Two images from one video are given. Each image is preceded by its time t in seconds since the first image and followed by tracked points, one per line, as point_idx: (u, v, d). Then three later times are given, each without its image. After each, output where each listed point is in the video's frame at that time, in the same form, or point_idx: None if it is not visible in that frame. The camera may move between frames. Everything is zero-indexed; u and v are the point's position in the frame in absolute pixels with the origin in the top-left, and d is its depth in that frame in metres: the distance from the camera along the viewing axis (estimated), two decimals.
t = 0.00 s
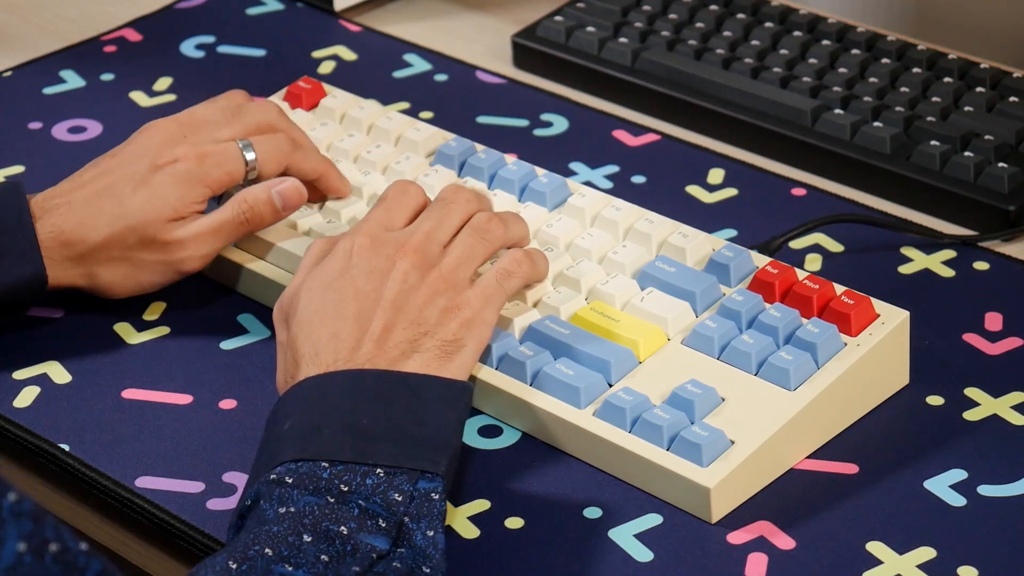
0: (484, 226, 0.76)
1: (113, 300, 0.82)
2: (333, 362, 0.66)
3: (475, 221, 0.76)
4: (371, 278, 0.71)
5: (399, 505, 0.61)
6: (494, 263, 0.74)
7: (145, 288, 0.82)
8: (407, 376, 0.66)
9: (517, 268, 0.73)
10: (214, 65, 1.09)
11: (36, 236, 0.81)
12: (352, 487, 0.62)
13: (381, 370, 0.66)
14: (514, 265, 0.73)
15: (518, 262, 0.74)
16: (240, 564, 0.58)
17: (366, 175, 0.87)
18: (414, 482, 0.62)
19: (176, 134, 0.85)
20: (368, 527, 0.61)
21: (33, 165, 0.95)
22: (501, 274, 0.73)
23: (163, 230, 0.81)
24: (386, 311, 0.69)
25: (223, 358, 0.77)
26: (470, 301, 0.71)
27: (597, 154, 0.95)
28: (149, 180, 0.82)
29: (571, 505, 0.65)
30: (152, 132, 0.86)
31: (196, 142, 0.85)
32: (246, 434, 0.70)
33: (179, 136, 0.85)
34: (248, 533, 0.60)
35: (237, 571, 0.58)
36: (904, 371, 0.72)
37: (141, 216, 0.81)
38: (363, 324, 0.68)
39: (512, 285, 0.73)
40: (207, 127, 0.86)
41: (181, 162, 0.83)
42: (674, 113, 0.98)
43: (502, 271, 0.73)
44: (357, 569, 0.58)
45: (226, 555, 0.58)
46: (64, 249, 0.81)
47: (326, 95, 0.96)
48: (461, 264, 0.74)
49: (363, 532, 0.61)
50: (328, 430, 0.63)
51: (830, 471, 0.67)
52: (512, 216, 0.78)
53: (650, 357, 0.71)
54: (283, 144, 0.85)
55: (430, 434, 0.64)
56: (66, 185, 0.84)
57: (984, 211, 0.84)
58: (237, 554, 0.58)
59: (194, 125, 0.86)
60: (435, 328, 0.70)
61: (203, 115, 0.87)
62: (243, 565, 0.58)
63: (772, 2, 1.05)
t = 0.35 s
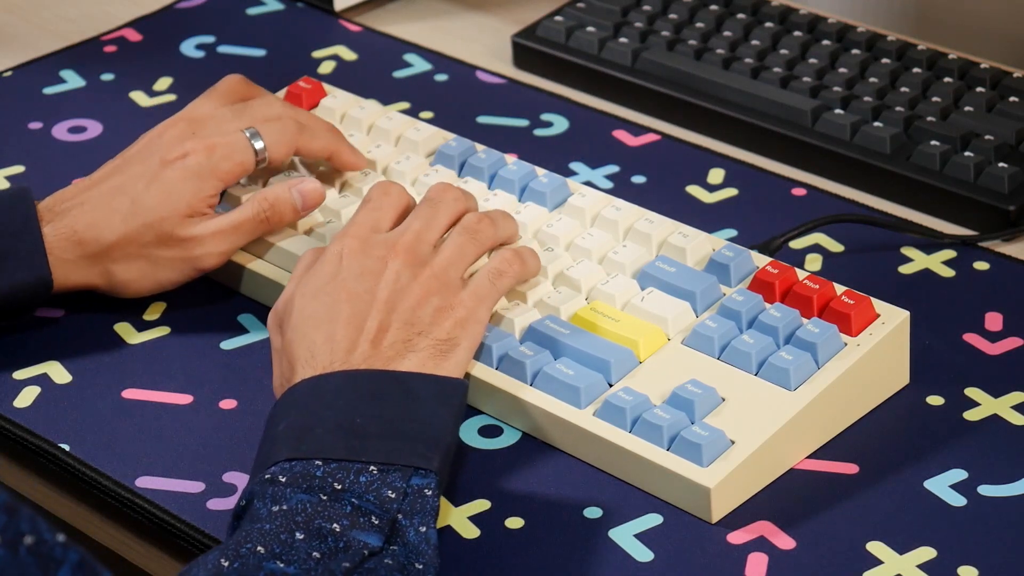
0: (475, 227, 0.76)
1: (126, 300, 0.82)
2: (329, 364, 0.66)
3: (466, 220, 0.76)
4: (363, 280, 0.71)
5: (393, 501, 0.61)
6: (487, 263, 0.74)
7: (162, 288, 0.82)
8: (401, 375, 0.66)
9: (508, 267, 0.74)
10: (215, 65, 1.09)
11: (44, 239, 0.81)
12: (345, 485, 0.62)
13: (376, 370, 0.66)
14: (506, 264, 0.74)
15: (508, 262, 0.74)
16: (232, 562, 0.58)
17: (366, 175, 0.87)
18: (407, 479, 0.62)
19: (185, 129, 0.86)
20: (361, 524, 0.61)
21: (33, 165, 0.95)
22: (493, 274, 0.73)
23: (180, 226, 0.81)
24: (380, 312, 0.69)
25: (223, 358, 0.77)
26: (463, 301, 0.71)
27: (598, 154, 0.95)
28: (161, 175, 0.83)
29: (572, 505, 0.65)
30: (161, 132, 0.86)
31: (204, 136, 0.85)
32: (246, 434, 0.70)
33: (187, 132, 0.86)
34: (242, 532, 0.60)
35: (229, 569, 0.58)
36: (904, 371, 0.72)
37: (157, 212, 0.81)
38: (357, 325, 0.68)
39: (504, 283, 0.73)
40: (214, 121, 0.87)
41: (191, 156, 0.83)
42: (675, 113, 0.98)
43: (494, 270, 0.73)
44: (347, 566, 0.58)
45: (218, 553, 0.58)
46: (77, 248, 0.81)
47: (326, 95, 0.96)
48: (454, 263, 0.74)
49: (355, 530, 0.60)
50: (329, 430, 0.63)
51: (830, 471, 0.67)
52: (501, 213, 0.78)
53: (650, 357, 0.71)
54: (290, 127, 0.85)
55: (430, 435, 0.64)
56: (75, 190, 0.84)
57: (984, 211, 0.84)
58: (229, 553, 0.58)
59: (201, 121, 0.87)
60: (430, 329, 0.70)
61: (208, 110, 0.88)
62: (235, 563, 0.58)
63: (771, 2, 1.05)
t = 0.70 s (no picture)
0: (467, 221, 0.77)
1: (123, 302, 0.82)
2: (334, 362, 0.66)
3: (457, 216, 0.77)
4: (365, 275, 0.71)
5: (397, 502, 0.61)
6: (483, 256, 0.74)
7: (158, 291, 0.82)
8: (405, 374, 0.66)
9: (504, 259, 0.74)
10: (214, 65, 1.09)
11: (43, 241, 0.81)
12: (350, 484, 0.62)
13: (382, 368, 0.66)
14: (502, 256, 0.74)
15: (505, 254, 0.74)
16: (235, 560, 0.58)
17: (366, 175, 0.87)
18: (412, 479, 0.62)
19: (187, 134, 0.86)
20: (365, 523, 0.61)
21: (33, 165, 0.95)
22: (491, 266, 0.73)
23: (177, 231, 0.81)
24: (382, 307, 0.69)
25: (223, 357, 0.77)
26: (464, 294, 0.72)
27: (598, 154, 0.95)
28: (162, 180, 0.82)
29: (572, 505, 0.65)
30: (163, 135, 0.86)
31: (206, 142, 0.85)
32: (247, 434, 0.70)
33: (188, 137, 0.86)
34: (245, 530, 0.60)
35: (232, 567, 0.58)
36: (904, 371, 0.72)
37: (155, 216, 0.81)
38: (361, 321, 0.69)
39: (502, 276, 0.73)
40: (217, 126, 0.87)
41: (193, 161, 0.83)
42: (675, 113, 0.98)
43: (492, 262, 0.73)
44: (349, 565, 0.58)
45: (222, 550, 0.59)
46: (74, 250, 0.81)
47: (326, 95, 0.96)
48: (451, 257, 0.74)
49: (359, 529, 0.60)
50: (329, 430, 0.63)
51: (830, 471, 0.67)
52: (491, 208, 0.79)
53: (650, 357, 0.71)
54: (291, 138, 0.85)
55: (430, 434, 0.64)
56: (76, 191, 0.84)
57: (984, 211, 0.84)
58: (233, 550, 0.59)
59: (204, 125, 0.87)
60: (431, 324, 0.70)
61: (211, 114, 0.88)
62: (239, 561, 0.58)
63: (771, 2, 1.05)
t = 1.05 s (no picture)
0: (488, 219, 0.76)
1: (125, 302, 0.82)
2: (334, 362, 0.66)
3: (479, 212, 0.77)
4: (372, 276, 0.71)
5: (399, 504, 0.61)
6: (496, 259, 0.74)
7: (160, 290, 0.82)
8: (407, 376, 0.66)
9: (517, 262, 0.73)
10: (215, 65, 1.09)
11: (43, 241, 0.81)
12: (351, 486, 0.61)
13: (383, 369, 0.66)
14: (516, 259, 0.73)
15: (519, 257, 0.74)
16: (238, 562, 0.58)
17: (366, 175, 0.87)
18: (413, 481, 0.62)
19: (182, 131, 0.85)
20: (367, 526, 0.61)
21: (33, 165, 0.95)
22: (503, 268, 0.73)
23: (179, 231, 0.81)
24: (387, 309, 0.69)
25: (223, 358, 0.77)
26: (471, 297, 0.71)
27: (598, 154, 0.95)
28: (158, 176, 0.82)
29: (572, 505, 0.65)
30: (159, 133, 0.86)
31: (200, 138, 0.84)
32: (247, 434, 0.70)
33: (183, 134, 0.85)
34: (246, 532, 0.60)
35: (234, 570, 0.58)
36: (904, 371, 0.72)
37: (155, 216, 0.81)
38: (364, 323, 0.69)
39: (513, 279, 0.72)
40: (210, 122, 0.87)
41: (188, 156, 0.82)
42: (675, 113, 0.98)
43: (505, 265, 0.73)
44: (353, 567, 0.59)
45: (224, 553, 0.58)
46: (75, 250, 0.81)
47: (326, 95, 0.96)
48: (464, 260, 0.74)
49: (362, 531, 0.60)
50: (329, 430, 0.63)
51: (830, 471, 0.67)
52: (516, 212, 0.78)
53: (650, 357, 0.71)
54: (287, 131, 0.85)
55: (430, 434, 0.64)
56: (75, 192, 0.84)
57: (984, 211, 0.84)
58: (235, 553, 0.58)
59: (198, 122, 0.86)
60: (435, 327, 0.70)
61: (205, 111, 0.88)
62: (241, 564, 0.58)
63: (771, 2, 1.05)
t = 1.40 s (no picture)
0: (448, 213, 0.77)
1: (124, 298, 0.82)
2: (331, 363, 0.66)
3: (438, 208, 0.77)
4: (355, 274, 0.71)
5: (402, 504, 0.61)
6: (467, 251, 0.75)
7: (158, 286, 0.82)
8: (403, 374, 0.66)
9: (489, 250, 0.75)
10: (215, 64, 1.09)
11: (42, 239, 0.81)
12: (354, 487, 0.61)
13: (379, 368, 0.66)
14: (488, 249, 0.75)
15: (490, 244, 0.75)
16: (240, 563, 0.58)
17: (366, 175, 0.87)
18: (416, 482, 0.62)
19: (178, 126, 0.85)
20: (370, 526, 0.61)
21: (33, 165, 0.95)
22: (478, 258, 0.74)
23: (176, 226, 0.81)
24: (374, 306, 0.69)
25: (223, 357, 0.77)
26: (453, 290, 0.72)
27: (598, 154, 0.95)
28: (156, 173, 0.82)
29: (572, 505, 0.65)
30: (155, 129, 0.86)
31: (198, 134, 0.84)
32: (247, 434, 0.70)
33: (179, 129, 0.85)
34: (249, 532, 0.60)
35: (237, 570, 0.58)
36: (904, 371, 0.72)
37: (153, 212, 0.81)
38: (355, 322, 0.68)
39: (488, 268, 0.74)
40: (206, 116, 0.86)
41: (186, 153, 0.82)
42: (675, 113, 0.98)
43: (478, 254, 0.74)
44: (356, 567, 0.59)
45: (226, 553, 0.59)
46: (74, 248, 0.81)
47: (326, 95, 0.96)
48: (435, 252, 0.74)
49: (364, 532, 0.60)
50: (328, 430, 0.63)
51: (830, 471, 0.67)
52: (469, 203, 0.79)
53: (650, 357, 0.71)
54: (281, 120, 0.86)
55: (429, 434, 0.64)
56: (73, 189, 0.84)
57: (984, 211, 0.84)
58: (238, 553, 0.58)
59: (194, 116, 0.86)
60: (423, 320, 0.70)
61: (200, 104, 0.88)
62: (243, 564, 0.58)
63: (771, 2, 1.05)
